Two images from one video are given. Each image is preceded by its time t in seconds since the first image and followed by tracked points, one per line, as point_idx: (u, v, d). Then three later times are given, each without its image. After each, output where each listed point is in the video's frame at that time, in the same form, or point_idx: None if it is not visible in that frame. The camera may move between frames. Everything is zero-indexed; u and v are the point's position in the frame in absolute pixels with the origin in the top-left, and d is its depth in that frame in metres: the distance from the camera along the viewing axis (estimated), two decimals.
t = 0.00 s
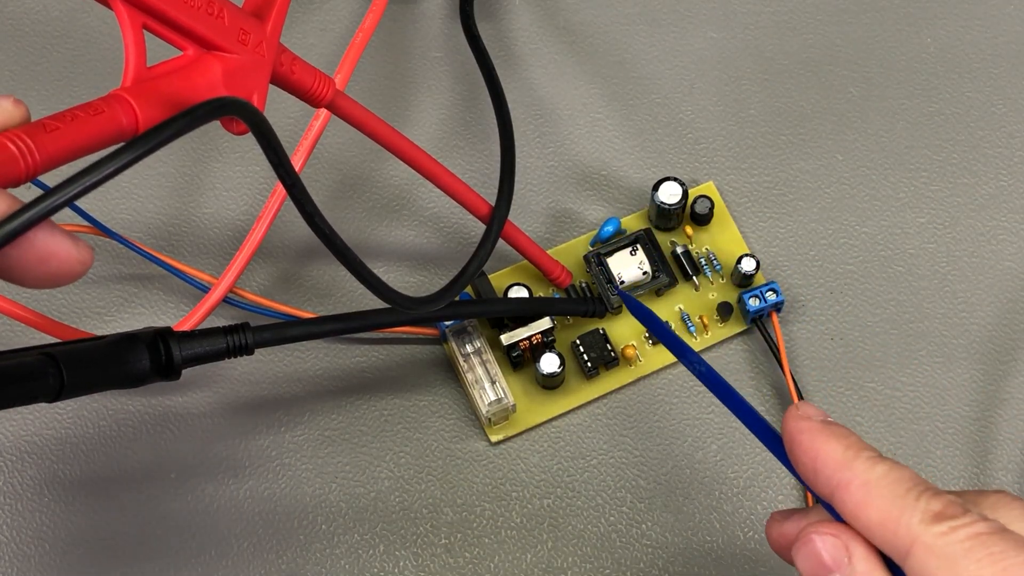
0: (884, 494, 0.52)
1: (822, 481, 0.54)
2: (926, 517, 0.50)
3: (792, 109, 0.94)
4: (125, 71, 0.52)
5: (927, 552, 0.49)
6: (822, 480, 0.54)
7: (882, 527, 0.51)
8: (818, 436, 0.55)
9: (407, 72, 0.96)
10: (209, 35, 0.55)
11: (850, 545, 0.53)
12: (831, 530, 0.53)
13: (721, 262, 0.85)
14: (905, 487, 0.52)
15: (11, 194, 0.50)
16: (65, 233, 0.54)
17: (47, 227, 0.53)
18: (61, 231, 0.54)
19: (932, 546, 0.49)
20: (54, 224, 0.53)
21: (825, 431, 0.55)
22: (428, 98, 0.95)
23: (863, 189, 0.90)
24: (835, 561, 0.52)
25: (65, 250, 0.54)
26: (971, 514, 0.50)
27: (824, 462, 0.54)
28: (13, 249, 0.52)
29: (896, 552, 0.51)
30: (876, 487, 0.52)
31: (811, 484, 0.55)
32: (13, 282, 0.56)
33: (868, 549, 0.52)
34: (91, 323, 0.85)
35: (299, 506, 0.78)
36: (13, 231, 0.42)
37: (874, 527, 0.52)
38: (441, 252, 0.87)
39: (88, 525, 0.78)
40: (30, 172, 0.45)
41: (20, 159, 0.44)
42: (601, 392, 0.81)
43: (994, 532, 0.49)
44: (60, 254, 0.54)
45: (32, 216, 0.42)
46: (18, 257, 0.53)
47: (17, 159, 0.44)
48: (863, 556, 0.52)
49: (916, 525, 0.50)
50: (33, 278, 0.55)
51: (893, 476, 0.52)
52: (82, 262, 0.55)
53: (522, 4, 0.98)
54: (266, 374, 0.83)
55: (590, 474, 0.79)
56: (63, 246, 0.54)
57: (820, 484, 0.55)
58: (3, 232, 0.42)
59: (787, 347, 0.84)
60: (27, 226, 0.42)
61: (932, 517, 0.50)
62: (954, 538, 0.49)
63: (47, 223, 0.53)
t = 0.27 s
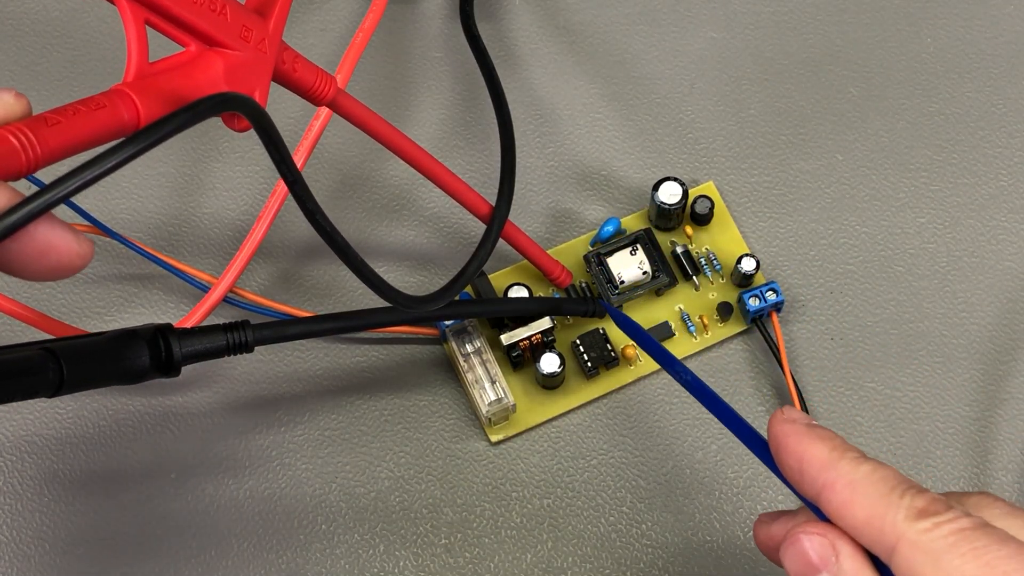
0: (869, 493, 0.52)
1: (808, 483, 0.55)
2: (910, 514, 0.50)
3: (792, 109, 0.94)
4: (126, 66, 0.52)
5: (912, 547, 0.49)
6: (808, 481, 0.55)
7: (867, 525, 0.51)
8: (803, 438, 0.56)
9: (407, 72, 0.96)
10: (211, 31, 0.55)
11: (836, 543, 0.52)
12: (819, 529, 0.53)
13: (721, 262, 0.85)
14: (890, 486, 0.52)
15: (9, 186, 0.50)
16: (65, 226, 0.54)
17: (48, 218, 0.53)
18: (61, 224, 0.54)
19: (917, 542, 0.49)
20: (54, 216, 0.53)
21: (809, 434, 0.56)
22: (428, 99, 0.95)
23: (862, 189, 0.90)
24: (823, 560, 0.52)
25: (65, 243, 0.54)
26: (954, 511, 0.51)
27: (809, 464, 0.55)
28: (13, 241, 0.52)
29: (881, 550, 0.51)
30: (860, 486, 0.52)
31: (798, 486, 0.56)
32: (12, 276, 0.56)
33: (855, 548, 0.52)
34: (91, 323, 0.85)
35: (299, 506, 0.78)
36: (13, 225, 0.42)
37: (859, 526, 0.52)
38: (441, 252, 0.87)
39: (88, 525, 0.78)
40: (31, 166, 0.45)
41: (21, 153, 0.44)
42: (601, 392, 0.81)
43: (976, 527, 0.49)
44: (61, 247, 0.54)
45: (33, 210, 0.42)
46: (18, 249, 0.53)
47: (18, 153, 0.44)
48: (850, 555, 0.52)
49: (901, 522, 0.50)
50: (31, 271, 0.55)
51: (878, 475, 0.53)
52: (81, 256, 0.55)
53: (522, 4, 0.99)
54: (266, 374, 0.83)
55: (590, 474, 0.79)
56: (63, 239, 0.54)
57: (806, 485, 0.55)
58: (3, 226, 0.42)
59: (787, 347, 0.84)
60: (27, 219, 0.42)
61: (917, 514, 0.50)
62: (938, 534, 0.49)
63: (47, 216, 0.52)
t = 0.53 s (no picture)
0: (863, 491, 0.52)
1: (802, 481, 0.54)
2: (906, 513, 0.50)
3: (792, 109, 0.94)
4: (125, 67, 0.52)
5: (907, 547, 0.49)
6: (802, 480, 0.54)
7: (861, 524, 0.51)
8: (796, 437, 0.55)
9: (407, 72, 0.96)
10: (209, 33, 0.55)
11: (832, 541, 0.52)
12: (814, 527, 0.53)
13: (721, 262, 0.85)
14: (885, 484, 0.52)
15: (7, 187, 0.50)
16: (63, 227, 0.54)
17: (45, 220, 0.53)
18: (59, 226, 0.54)
19: (912, 541, 0.49)
20: (52, 218, 0.53)
21: (804, 432, 0.55)
22: (428, 99, 0.95)
23: (862, 189, 0.90)
24: (818, 557, 0.52)
25: (63, 245, 0.54)
26: (951, 509, 0.50)
27: (804, 463, 0.54)
28: (10, 242, 0.52)
29: (876, 549, 0.51)
30: (855, 485, 0.52)
31: (793, 486, 0.55)
32: (10, 278, 0.56)
33: (850, 546, 0.52)
34: (91, 323, 0.85)
35: (299, 506, 0.78)
36: (11, 226, 0.42)
37: (854, 525, 0.51)
38: (441, 252, 0.87)
39: (88, 525, 0.78)
40: (29, 168, 0.45)
41: (20, 154, 0.44)
42: (602, 392, 0.81)
43: (972, 526, 0.49)
44: (58, 249, 0.54)
45: (31, 211, 0.42)
46: (16, 251, 0.53)
47: (16, 155, 0.44)
48: (845, 553, 0.52)
49: (896, 521, 0.50)
50: (29, 273, 0.54)
51: (873, 474, 0.52)
52: (79, 258, 0.55)
53: (522, 3, 0.98)
54: (266, 374, 0.83)
55: (590, 474, 0.79)
56: (61, 240, 0.54)
57: (801, 484, 0.55)
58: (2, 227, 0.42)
59: (787, 347, 0.84)
60: (26, 221, 0.42)
61: (912, 513, 0.50)
62: (934, 533, 0.49)
63: (45, 217, 0.52)
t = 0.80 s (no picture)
0: (878, 493, 0.52)
1: (816, 483, 0.55)
2: (921, 514, 0.50)
3: (792, 109, 0.94)
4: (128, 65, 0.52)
5: (922, 548, 0.49)
6: (816, 482, 0.55)
7: (876, 526, 0.51)
8: (810, 437, 0.55)
9: (407, 72, 0.96)
10: (212, 31, 0.55)
11: (845, 542, 0.52)
12: (827, 529, 0.53)
13: (721, 262, 0.85)
14: (899, 486, 0.52)
15: (11, 185, 0.50)
16: (66, 225, 0.54)
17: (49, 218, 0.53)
18: (62, 224, 0.54)
19: (926, 543, 0.49)
20: (55, 216, 0.53)
21: (818, 432, 0.56)
22: (428, 99, 0.95)
23: (862, 189, 0.90)
24: (831, 559, 0.52)
25: (66, 243, 0.54)
26: (965, 511, 0.51)
27: (817, 464, 0.54)
28: (14, 240, 0.52)
29: (890, 550, 0.51)
30: (869, 486, 0.52)
31: (806, 486, 0.56)
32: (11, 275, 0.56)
33: (863, 547, 0.52)
34: (91, 323, 0.85)
35: (299, 506, 0.78)
36: (14, 224, 0.42)
37: (868, 527, 0.52)
38: (441, 252, 0.87)
39: (88, 525, 0.78)
40: (32, 165, 0.45)
41: (22, 152, 0.44)
42: (602, 392, 0.81)
43: (988, 528, 0.49)
44: (62, 247, 0.54)
45: (34, 209, 0.42)
46: (19, 249, 0.53)
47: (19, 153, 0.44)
48: (858, 555, 0.52)
49: (910, 523, 0.50)
50: (31, 271, 0.54)
51: (887, 475, 0.53)
52: (82, 256, 0.55)
53: (522, 3, 0.99)
54: (266, 374, 0.83)
55: (590, 474, 0.79)
56: (64, 239, 0.54)
57: (815, 486, 0.55)
58: (5, 225, 0.42)
59: (787, 347, 0.84)
60: (29, 219, 0.42)
61: (927, 515, 0.50)
62: (949, 535, 0.49)
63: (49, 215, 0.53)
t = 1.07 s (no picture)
0: (893, 495, 0.52)
1: (827, 483, 0.55)
2: (937, 518, 0.50)
3: (792, 109, 0.94)
4: (126, 67, 0.52)
5: (938, 553, 0.49)
6: (828, 482, 0.55)
7: (889, 528, 0.51)
8: (822, 437, 0.55)
9: (407, 72, 0.96)
10: (210, 32, 0.55)
11: (857, 543, 0.52)
12: (839, 529, 0.53)
13: (721, 262, 0.85)
14: (913, 489, 0.52)
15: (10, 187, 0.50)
16: (64, 227, 0.54)
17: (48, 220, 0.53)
18: (61, 226, 0.54)
19: (943, 547, 0.49)
20: (53, 218, 0.53)
21: (830, 433, 0.56)
22: (428, 99, 0.95)
23: (863, 189, 0.90)
24: (842, 561, 0.52)
25: (64, 245, 0.54)
26: (982, 515, 0.51)
27: (828, 464, 0.54)
28: (13, 242, 0.52)
29: (905, 553, 0.51)
30: (883, 489, 0.52)
31: (817, 486, 0.56)
32: (11, 278, 0.56)
33: (875, 548, 0.52)
34: (91, 323, 0.85)
35: (299, 506, 0.78)
36: (13, 226, 0.42)
37: (882, 529, 0.52)
38: (441, 252, 0.87)
39: (88, 525, 0.78)
40: (31, 167, 0.45)
41: (21, 154, 0.44)
42: (602, 392, 0.81)
43: (1005, 533, 0.49)
44: (60, 249, 0.54)
45: (33, 211, 0.42)
46: (17, 251, 0.53)
47: (17, 155, 0.44)
48: (870, 556, 0.52)
49: (926, 526, 0.50)
50: (30, 273, 0.54)
51: (901, 477, 0.53)
52: (81, 258, 0.55)
53: (522, 3, 0.98)
54: (266, 374, 0.83)
55: (590, 474, 0.79)
56: (63, 240, 0.54)
57: (825, 486, 0.55)
58: (4, 227, 0.42)
59: (787, 347, 0.84)
60: (28, 221, 0.42)
61: (943, 519, 0.50)
62: (966, 540, 0.49)
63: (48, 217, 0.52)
